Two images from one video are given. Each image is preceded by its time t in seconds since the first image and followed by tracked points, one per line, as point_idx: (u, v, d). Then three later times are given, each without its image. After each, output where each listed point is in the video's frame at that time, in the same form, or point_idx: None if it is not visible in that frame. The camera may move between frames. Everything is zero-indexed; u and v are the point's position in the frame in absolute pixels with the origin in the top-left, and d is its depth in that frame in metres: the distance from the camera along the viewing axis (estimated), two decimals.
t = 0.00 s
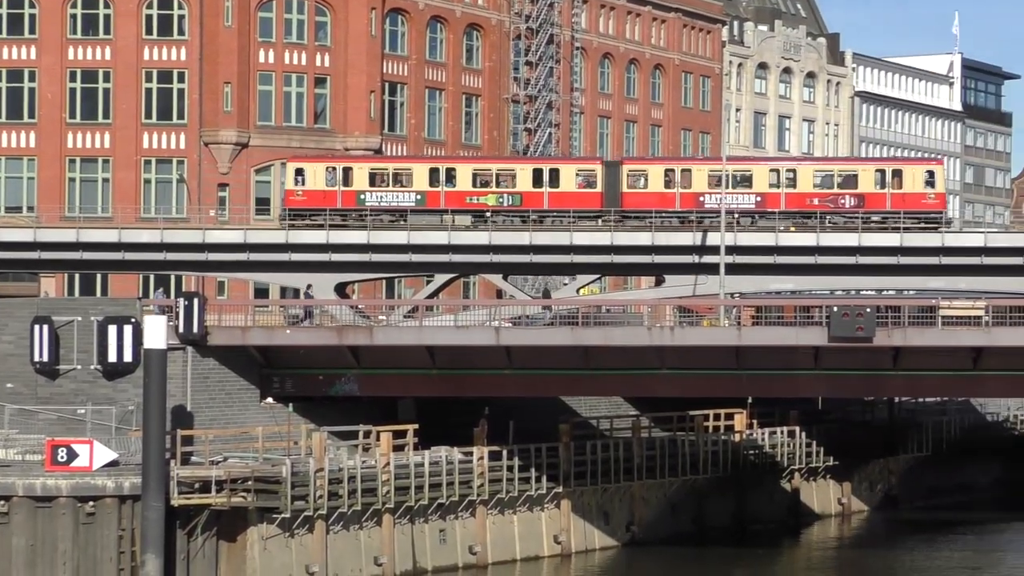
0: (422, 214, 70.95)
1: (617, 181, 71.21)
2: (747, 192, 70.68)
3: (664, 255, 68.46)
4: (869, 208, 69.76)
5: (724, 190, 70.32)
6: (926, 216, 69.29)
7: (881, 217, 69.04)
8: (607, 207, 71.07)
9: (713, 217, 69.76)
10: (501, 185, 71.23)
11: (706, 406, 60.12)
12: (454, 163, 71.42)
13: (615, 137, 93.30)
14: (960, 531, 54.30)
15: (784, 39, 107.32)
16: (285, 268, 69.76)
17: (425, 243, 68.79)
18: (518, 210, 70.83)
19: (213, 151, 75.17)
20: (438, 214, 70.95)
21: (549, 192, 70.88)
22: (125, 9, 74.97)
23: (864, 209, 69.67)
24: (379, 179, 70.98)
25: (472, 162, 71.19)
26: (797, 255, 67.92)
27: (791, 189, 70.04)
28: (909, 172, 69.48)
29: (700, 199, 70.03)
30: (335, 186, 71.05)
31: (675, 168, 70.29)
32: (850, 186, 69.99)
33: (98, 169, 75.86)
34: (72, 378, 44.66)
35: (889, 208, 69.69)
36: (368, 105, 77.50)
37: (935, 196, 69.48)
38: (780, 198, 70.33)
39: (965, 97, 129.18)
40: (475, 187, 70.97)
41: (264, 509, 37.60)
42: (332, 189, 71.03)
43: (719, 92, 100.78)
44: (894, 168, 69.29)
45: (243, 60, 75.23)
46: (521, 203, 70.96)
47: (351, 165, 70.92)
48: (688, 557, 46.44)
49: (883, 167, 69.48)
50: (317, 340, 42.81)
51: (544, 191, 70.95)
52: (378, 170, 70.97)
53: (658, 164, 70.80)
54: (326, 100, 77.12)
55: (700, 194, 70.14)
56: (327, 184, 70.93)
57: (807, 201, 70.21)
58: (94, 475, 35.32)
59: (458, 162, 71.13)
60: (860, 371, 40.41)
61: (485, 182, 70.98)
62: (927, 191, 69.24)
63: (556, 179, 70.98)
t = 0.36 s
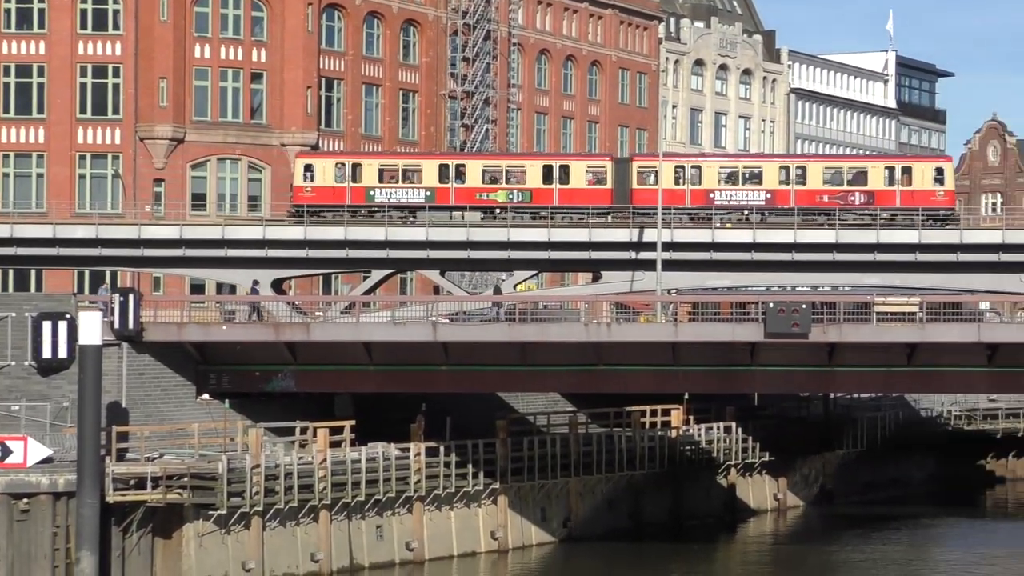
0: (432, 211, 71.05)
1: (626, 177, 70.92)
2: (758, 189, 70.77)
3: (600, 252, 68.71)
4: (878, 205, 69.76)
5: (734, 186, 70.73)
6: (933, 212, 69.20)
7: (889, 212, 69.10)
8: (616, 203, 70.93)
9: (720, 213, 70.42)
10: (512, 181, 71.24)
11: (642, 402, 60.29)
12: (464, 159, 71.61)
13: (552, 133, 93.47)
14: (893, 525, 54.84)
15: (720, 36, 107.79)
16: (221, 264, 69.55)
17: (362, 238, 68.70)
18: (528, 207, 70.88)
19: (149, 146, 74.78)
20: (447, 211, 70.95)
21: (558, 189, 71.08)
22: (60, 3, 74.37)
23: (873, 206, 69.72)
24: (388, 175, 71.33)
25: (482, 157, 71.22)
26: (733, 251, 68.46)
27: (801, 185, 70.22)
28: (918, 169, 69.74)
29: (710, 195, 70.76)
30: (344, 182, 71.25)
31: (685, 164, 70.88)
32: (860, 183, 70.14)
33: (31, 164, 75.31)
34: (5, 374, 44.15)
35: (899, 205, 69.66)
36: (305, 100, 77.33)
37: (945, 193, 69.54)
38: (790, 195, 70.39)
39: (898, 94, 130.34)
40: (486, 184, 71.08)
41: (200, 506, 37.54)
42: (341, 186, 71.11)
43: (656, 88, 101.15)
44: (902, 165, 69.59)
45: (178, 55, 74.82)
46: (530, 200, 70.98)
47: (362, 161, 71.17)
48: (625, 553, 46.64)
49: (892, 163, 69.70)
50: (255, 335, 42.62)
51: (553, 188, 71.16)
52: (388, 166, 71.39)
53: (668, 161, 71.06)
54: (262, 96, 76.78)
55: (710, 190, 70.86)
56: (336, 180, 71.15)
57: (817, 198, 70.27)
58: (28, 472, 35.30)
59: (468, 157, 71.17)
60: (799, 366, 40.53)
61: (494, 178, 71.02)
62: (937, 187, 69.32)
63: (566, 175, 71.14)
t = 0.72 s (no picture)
0: (443, 207, 71.88)
1: (637, 174, 72.37)
2: (768, 186, 71.76)
3: (538, 248, 68.92)
4: (889, 203, 70.75)
5: (746, 183, 71.71)
6: (945, 209, 70.07)
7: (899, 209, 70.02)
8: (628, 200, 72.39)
9: (733, 210, 71.18)
10: (523, 178, 71.99)
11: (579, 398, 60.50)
12: (475, 156, 72.38)
13: (490, 129, 93.55)
14: (828, 520, 55.31)
15: (658, 33, 108.12)
16: (157, 260, 69.25)
17: (299, 234, 68.52)
18: (539, 203, 71.36)
19: (85, 141, 74.15)
20: (458, 207, 71.85)
21: (570, 185, 71.42)
22: None
23: (884, 203, 70.69)
24: (398, 173, 72.31)
25: (494, 155, 72.11)
26: (670, 248, 68.88)
27: (812, 183, 71.16)
28: (929, 167, 70.65)
29: (721, 192, 71.80)
30: (355, 178, 72.31)
31: (697, 161, 71.94)
32: (871, 181, 71.09)
33: None
34: None
35: (909, 202, 70.65)
36: (242, 96, 77.00)
37: (955, 190, 70.46)
38: (801, 192, 71.39)
39: (834, 91, 131.29)
40: (497, 181, 71.95)
41: (136, 503, 37.31)
42: (352, 182, 72.19)
43: (594, 85, 101.44)
44: (913, 162, 70.53)
45: (114, 49, 74.32)
46: (542, 196, 71.53)
47: (373, 157, 72.16)
48: (562, 549, 46.79)
49: (903, 160, 70.66)
50: (191, 332, 42.42)
51: (565, 184, 71.56)
52: (400, 164, 72.30)
53: (680, 158, 72.24)
54: (199, 91, 76.44)
55: (721, 187, 71.91)
56: (348, 176, 72.19)
57: (828, 196, 71.25)
58: None
59: (479, 154, 72.11)
60: (739, 362, 40.74)
61: (506, 175, 71.85)
62: (947, 184, 70.21)
63: (577, 172, 71.54)
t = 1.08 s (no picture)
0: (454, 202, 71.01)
1: (648, 169, 72.14)
2: (777, 182, 71.31)
3: (474, 243, 69.08)
4: (897, 199, 70.81)
5: (755, 179, 71.33)
6: (955, 206, 70.38)
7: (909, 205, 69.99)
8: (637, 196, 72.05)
9: (741, 205, 70.62)
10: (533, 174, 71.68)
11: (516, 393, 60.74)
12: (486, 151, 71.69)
13: (426, 123, 93.53)
14: (762, 515, 55.56)
15: (594, 28, 108.37)
16: (90, 255, 68.70)
17: (234, 230, 68.19)
18: (550, 199, 71.73)
19: (17, 135, 73.13)
20: (468, 203, 70.95)
21: (581, 181, 71.94)
22: None
23: (893, 199, 70.70)
24: (408, 167, 71.55)
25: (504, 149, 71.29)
26: (606, 243, 69.23)
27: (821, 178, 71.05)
28: (937, 163, 70.74)
29: (730, 188, 71.36)
30: (364, 174, 71.79)
31: (706, 157, 71.65)
32: (879, 177, 71.11)
33: None
34: None
35: (917, 198, 70.83)
36: (177, 91, 76.75)
37: (963, 186, 70.70)
38: (809, 188, 71.24)
39: (769, 87, 132.05)
40: (507, 176, 71.19)
41: (70, 498, 37.28)
42: (361, 178, 71.60)
43: (529, 80, 101.67)
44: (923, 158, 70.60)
45: (48, 41, 73.38)
46: (552, 192, 71.90)
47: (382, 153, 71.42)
48: (498, 544, 46.89)
49: (911, 156, 70.78)
50: (124, 327, 41.99)
51: (575, 180, 72.06)
52: (409, 158, 71.53)
53: (689, 154, 71.91)
54: (132, 85, 75.91)
55: (730, 183, 71.45)
56: (356, 172, 71.60)
57: (837, 191, 71.05)
58: None
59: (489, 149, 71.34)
60: (673, 358, 40.47)
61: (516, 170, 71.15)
62: (956, 181, 70.50)
63: (588, 169, 71.94)
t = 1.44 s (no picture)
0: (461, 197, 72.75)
1: (654, 166, 73.60)
2: (784, 178, 72.73)
3: (408, 239, 69.15)
4: (903, 194, 72.35)
5: (762, 176, 72.73)
6: (959, 201, 72.17)
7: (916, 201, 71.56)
8: (643, 191, 73.49)
9: (748, 202, 72.14)
10: (540, 170, 73.24)
11: (448, 388, 60.84)
12: (493, 148, 73.48)
13: (360, 118, 93.43)
14: (695, 510, 55.92)
15: (528, 24, 108.54)
16: (20, 250, 68.30)
17: (167, 224, 68.03)
18: (558, 194, 72.91)
19: None
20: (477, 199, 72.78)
21: (588, 177, 73.18)
22: None
23: (898, 195, 72.25)
24: (417, 164, 73.13)
25: (512, 146, 73.17)
26: (540, 238, 69.37)
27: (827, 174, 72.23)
28: (941, 160, 72.40)
29: (738, 184, 72.65)
30: (372, 170, 73.26)
31: (714, 154, 72.85)
32: (884, 174, 72.52)
33: None
34: None
35: (923, 193, 72.42)
36: (109, 84, 76.05)
37: (966, 182, 72.49)
38: (816, 184, 72.46)
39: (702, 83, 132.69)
40: (515, 172, 73.06)
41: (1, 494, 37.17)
42: (370, 174, 73.08)
43: (463, 75, 101.75)
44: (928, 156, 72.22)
45: None
46: (560, 188, 73.09)
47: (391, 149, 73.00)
48: (432, 539, 47.01)
49: (917, 153, 72.37)
50: (54, 322, 40.29)
51: (583, 176, 73.25)
52: (417, 155, 73.17)
53: (696, 152, 73.08)
54: (64, 79, 75.42)
55: (737, 179, 72.75)
56: (365, 168, 73.09)
57: (843, 188, 72.42)
58: None
59: (498, 146, 73.15)
60: (605, 352, 40.31)
61: (524, 167, 72.95)
62: (960, 177, 72.22)
63: (594, 164, 73.30)
